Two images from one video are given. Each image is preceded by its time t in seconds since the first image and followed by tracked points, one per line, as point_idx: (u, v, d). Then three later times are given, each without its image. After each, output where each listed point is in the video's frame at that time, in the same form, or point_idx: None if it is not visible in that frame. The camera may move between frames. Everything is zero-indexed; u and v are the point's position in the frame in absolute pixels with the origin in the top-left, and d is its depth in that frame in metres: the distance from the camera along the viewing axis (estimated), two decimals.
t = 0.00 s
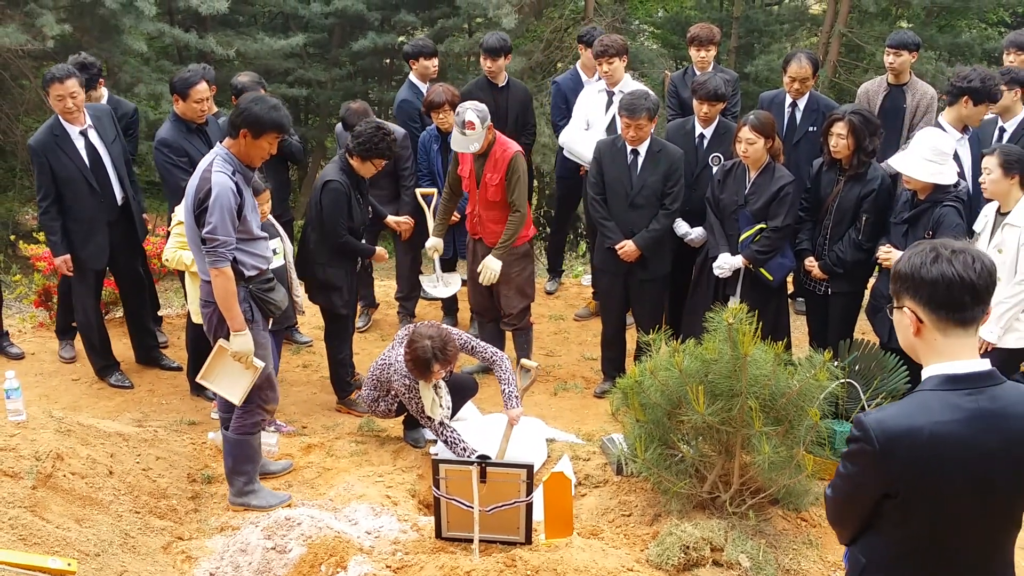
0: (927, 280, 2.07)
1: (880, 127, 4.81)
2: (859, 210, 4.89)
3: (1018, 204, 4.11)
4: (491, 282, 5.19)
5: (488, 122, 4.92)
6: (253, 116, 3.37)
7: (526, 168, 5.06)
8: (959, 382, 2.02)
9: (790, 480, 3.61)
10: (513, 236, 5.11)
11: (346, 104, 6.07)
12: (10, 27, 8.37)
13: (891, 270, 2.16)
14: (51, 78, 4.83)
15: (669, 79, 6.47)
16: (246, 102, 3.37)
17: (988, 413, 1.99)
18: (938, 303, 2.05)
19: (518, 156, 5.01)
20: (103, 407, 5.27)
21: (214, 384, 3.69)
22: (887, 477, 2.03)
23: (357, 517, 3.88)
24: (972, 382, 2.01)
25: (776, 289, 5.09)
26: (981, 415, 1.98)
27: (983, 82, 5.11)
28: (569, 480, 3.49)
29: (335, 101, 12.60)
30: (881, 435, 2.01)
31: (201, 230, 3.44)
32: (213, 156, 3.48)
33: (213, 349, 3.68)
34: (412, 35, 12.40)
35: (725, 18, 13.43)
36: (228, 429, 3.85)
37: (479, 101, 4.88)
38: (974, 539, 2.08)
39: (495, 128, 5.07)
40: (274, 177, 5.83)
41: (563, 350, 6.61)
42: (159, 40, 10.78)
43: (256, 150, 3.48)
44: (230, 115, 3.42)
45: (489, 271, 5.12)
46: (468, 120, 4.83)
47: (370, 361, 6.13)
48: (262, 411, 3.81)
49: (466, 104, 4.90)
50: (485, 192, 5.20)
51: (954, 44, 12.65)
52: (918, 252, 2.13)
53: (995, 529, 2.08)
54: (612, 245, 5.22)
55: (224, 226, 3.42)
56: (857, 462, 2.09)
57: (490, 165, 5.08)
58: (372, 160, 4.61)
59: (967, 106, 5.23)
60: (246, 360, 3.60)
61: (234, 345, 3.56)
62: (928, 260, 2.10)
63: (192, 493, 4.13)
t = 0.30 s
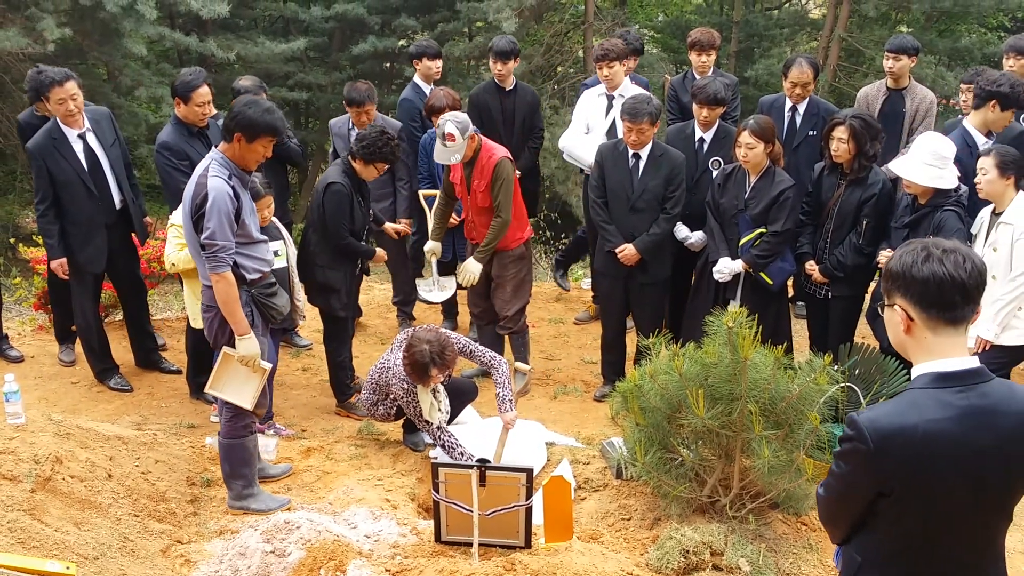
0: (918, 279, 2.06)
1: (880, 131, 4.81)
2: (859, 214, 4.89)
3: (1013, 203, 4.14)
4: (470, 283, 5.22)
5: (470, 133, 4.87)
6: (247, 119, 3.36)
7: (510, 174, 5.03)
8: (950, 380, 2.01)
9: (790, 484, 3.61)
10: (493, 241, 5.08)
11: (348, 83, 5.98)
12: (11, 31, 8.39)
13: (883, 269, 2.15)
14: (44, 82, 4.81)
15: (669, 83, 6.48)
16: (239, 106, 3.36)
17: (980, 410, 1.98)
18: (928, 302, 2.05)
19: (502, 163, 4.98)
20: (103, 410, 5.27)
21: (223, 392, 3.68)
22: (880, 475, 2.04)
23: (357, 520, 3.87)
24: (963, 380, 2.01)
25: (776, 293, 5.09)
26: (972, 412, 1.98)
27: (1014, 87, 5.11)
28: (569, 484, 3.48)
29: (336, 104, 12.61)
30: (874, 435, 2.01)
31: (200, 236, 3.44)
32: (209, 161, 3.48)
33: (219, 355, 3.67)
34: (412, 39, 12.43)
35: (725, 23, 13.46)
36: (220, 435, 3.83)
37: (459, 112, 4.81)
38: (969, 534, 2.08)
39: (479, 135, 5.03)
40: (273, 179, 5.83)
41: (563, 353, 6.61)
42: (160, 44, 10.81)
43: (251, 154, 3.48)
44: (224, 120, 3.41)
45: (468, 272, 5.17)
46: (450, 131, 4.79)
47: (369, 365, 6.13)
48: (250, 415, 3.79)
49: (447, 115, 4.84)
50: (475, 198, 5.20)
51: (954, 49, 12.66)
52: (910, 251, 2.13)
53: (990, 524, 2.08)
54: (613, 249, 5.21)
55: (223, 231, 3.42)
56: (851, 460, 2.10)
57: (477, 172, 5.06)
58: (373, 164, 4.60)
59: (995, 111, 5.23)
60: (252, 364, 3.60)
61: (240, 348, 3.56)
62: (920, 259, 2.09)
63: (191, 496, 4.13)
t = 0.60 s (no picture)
0: (950, 278, 2.06)
1: (881, 132, 4.81)
2: (860, 215, 4.88)
3: (1013, 205, 4.13)
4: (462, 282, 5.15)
5: (464, 132, 4.86)
6: (246, 121, 3.35)
7: (504, 174, 5.02)
8: (983, 379, 2.01)
9: (790, 486, 3.59)
10: (486, 240, 5.04)
11: (341, 80, 5.96)
12: (12, 31, 8.39)
13: (913, 267, 2.15)
14: (44, 83, 4.81)
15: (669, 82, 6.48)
16: (239, 107, 3.36)
17: (1015, 408, 1.99)
18: (960, 301, 2.05)
19: (496, 162, 4.98)
20: (102, 411, 5.27)
21: (222, 395, 3.66)
22: (922, 476, 2.01)
23: (356, 522, 3.86)
24: (996, 380, 2.01)
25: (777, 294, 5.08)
26: (1009, 410, 1.99)
27: None
28: (569, 485, 3.47)
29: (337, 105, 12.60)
30: (917, 435, 1.98)
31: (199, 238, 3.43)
32: (208, 163, 3.47)
33: (217, 358, 3.67)
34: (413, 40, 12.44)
35: (726, 24, 13.46)
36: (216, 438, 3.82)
37: (454, 111, 4.82)
38: (998, 531, 2.09)
39: (475, 135, 5.04)
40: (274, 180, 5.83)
41: (563, 354, 6.59)
42: (161, 45, 10.82)
43: (251, 155, 3.48)
44: (224, 121, 3.41)
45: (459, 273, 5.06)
46: (444, 130, 4.79)
47: (369, 366, 6.12)
48: (246, 417, 3.78)
49: (441, 115, 4.84)
50: (471, 199, 5.19)
51: (954, 50, 12.65)
52: (940, 250, 2.13)
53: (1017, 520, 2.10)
54: (613, 250, 5.21)
55: (222, 233, 3.42)
56: (889, 461, 2.06)
57: (473, 171, 5.06)
58: (372, 164, 4.59)
59: (1011, 110, 5.18)
60: (251, 367, 3.60)
61: (239, 352, 3.55)
62: (951, 258, 2.09)
63: (191, 497, 4.12)
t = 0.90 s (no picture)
0: (1003, 273, 2.12)
1: (880, 132, 4.80)
2: (859, 214, 4.88)
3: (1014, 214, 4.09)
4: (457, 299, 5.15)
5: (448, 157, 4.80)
6: (245, 121, 3.35)
7: (491, 192, 4.91)
8: None
9: (790, 486, 3.59)
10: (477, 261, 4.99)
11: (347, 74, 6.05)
12: (11, 30, 8.38)
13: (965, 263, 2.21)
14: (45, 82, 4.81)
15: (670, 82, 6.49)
16: (238, 107, 3.35)
17: None
18: (1012, 296, 2.11)
19: (480, 182, 4.88)
20: (102, 410, 5.27)
21: (219, 396, 3.65)
22: (977, 470, 2.05)
23: (355, 522, 3.86)
24: None
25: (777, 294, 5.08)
26: None
27: None
28: (568, 485, 3.46)
29: (337, 105, 12.58)
30: (972, 429, 2.02)
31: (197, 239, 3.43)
32: (207, 163, 3.47)
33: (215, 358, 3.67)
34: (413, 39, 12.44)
35: (725, 23, 13.45)
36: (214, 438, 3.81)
37: (436, 139, 4.76)
38: None
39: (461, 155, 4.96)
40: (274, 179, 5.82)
41: (562, 354, 6.59)
42: (161, 44, 10.81)
43: (249, 156, 3.47)
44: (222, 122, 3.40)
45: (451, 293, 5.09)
46: (427, 159, 4.75)
47: (369, 365, 6.12)
48: (244, 418, 3.76)
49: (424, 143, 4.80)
50: (467, 218, 5.15)
51: (954, 50, 12.65)
52: (991, 247, 2.19)
53: None
54: (613, 250, 5.21)
55: (220, 234, 3.41)
56: (943, 457, 2.09)
57: (463, 192, 5.01)
58: (370, 165, 4.58)
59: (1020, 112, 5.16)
60: (248, 368, 3.60)
61: (236, 353, 3.56)
62: (1003, 254, 2.15)
63: (189, 497, 4.11)
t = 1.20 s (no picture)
0: None
1: (879, 131, 4.80)
2: (858, 214, 4.88)
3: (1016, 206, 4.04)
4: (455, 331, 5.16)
5: (434, 206, 4.71)
6: (246, 122, 3.35)
7: (475, 233, 4.87)
8: None
9: (790, 485, 3.59)
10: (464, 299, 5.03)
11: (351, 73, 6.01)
12: (9, 31, 8.38)
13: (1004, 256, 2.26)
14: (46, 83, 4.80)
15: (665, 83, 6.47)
16: (239, 108, 3.35)
17: None
18: None
19: (463, 224, 4.84)
20: (101, 411, 5.26)
21: (219, 397, 3.64)
22: (1015, 460, 2.07)
23: (354, 522, 3.86)
24: None
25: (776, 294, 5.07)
26: None
27: None
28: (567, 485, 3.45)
29: (336, 105, 12.54)
30: (1010, 418, 2.04)
31: (198, 240, 3.42)
32: (207, 164, 3.46)
33: (215, 359, 3.67)
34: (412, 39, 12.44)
35: (725, 23, 13.45)
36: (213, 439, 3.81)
37: (420, 189, 4.68)
38: None
39: (444, 196, 4.90)
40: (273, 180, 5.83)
41: (562, 354, 6.59)
42: (161, 44, 10.80)
43: (249, 156, 3.47)
44: (223, 123, 3.40)
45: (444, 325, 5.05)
46: (412, 211, 4.67)
47: (368, 365, 6.12)
48: (244, 418, 3.76)
49: (409, 194, 4.72)
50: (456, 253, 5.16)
51: (954, 49, 12.65)
52: None
53: None
54: (613, 250, 5.20)
55: (221, 235, 3.41)
56: (979, 448, 2.11)
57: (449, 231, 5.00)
58: (368, 166, 4.58)
59: None
60: (249, 369, 3.60)
61: (237, 353, 3.56)
62: None
63: (189, 497, 4.11)
